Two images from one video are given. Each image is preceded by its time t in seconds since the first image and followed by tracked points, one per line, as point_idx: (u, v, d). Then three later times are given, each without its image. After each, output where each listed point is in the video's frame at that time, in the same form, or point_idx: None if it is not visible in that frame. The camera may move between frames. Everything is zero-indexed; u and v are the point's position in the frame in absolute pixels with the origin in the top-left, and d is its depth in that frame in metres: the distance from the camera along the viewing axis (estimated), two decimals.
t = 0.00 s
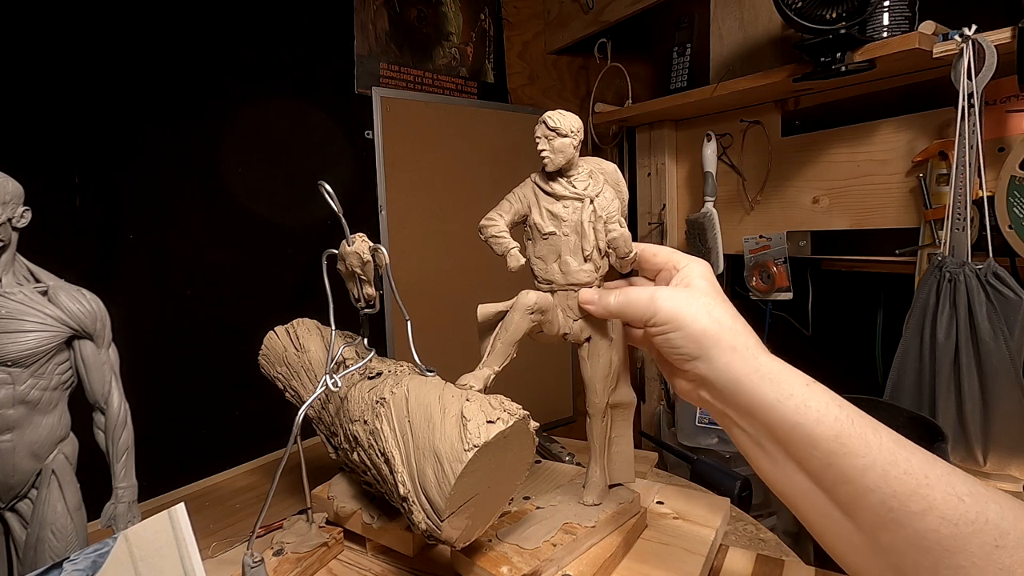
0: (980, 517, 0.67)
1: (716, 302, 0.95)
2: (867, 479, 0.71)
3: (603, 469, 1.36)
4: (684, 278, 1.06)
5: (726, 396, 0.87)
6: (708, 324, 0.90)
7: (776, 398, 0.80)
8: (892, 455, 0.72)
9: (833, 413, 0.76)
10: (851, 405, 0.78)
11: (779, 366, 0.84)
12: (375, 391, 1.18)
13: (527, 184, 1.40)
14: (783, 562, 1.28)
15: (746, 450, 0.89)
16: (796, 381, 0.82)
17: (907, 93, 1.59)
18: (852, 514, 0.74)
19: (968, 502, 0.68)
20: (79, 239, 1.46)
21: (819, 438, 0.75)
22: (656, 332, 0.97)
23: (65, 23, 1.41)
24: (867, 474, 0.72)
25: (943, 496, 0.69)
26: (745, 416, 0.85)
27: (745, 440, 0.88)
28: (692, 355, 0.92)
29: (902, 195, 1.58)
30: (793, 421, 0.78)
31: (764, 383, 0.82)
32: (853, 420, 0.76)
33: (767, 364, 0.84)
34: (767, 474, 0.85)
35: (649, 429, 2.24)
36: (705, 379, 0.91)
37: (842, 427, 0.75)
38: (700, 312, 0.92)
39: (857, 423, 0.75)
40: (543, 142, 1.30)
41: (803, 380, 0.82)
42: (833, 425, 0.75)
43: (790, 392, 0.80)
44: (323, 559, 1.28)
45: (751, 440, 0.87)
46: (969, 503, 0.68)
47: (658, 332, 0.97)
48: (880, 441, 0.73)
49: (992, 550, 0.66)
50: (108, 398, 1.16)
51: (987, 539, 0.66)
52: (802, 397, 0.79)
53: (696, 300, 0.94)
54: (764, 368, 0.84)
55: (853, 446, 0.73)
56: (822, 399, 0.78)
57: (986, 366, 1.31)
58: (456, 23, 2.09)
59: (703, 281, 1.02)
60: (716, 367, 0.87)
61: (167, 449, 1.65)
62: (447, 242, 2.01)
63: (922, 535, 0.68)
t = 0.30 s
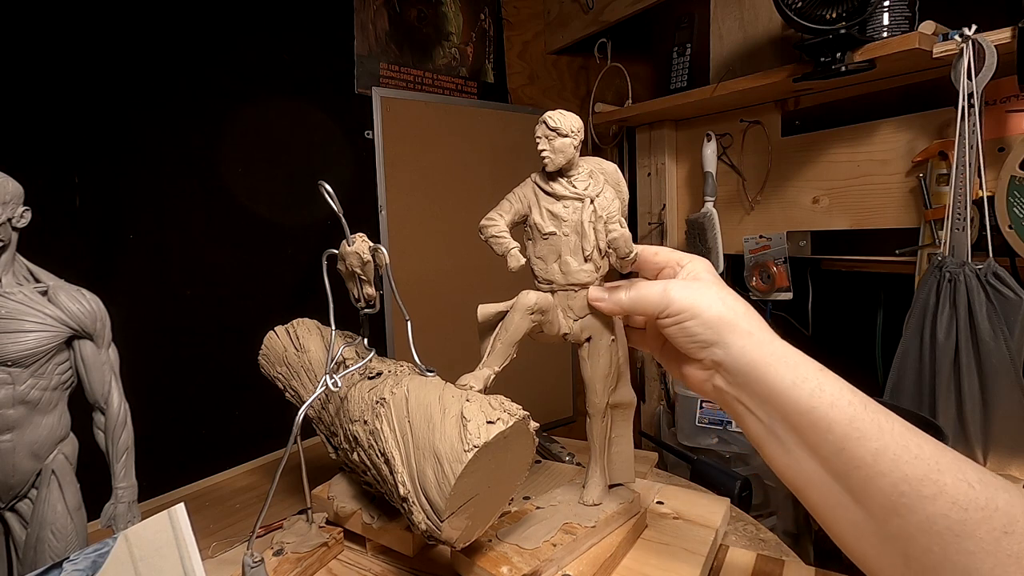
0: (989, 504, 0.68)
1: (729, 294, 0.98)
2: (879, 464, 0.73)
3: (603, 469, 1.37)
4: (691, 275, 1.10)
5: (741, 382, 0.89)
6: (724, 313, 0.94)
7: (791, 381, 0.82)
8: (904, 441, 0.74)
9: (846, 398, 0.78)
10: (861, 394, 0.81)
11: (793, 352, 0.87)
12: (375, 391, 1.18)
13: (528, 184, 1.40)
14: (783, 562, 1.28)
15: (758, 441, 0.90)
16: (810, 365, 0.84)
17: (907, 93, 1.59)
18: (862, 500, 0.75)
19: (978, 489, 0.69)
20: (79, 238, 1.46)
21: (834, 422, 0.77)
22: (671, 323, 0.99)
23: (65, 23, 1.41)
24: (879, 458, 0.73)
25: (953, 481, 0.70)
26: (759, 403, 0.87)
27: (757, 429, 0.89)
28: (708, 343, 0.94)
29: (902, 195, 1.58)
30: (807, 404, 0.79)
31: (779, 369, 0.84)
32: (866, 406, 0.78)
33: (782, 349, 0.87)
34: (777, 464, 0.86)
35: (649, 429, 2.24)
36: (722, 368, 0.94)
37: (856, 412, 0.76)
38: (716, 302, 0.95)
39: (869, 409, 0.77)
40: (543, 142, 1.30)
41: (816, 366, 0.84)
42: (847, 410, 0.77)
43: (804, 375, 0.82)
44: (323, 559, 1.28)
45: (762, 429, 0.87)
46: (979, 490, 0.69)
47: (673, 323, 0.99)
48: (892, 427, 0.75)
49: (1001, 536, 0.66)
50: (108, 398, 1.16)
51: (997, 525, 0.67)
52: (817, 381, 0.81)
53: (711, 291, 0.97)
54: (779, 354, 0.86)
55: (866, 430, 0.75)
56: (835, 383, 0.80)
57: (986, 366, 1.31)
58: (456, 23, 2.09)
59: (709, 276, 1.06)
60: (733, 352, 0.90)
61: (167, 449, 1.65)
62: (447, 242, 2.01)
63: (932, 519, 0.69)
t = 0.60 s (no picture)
0: (1008, 497, 0.69)
1: (753, 291, 0.99)
2: (899, 456, 0.75)
3: (603, 470, 1.37)
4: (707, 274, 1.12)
5: (770, 376, 0.90)
6: (753, 308, 0.95)
7: (819, 375, 0.84)
8: (924, 437, 0.77)
9: (870, 392, 0.81)
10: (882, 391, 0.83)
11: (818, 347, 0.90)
12: (375, 391, 1.18)
13: (528, 184, 1.40)
14: (782, 562, 1.28)
15: (777, 435, 0.91)
16: (835, 361, 0.86)
17: (907, 93, 1.60)
18: (879, 494, 0.76)
19: (998, 483, 0.71)
20: (79, 238, 1.46)
21: (857, 415, 0.79)
22: (698, 320, 0.98)
23: (64, 23, 1.41)
24: (899, 451, 0.75)
25: (972, 475, 0.72)
26: (785, 396, 0.88)
27: (778, 423, 0.90)
28: (737, 337, 0.95)
29: (902, 195, 1.58)
30: (833, 398, 0.81)
31: (807, 363, 0.86)
32: (887, 401, 0.80)
33: (810, 345, 0.89)
34: (795, 458, 0.88)
35: (649, 429, 2.24)
36: (750, 362, 0.94)
37: (879, 407, 0.79)
38: (744, 298, 0.96)
39: (890, 404, 0.80)
40: (543, 142, 1.30)
41: (839, 361, 0.87)
42: (871, 404, 0.79)
43: (830, 370, 0.85)
44: (323, 559, 1.29)
45: (785, 423, 0.89)
46: (998, 484, 0.71)
47: (699, 319, 0.98)
48: (913, 423, 0.78)
49: (1021, 529, 0.67)
50: (108, 398, 1.16)
51: (1015, 518, 0.68)
52: (842, 376, 0.84)
53: (738, 288, 0.98)
54: (806, 349, 0.88)
55: (888, 424, 0.77)
56: (859, 378, 0.83)
57: (986, 366, 1.31)
58: (455, 23, 2.09)
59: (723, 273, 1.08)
60: (765, 346, 0.91)
61: (167, 449, 1.65)
62: (448, 242, 2.01)
63: (952, 512, 0.70)
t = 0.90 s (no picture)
0: (1006, 501, 0.68)
1: (747, 297, 1.01)
2: (895, 461, 0.75)
3: (603, 470, 1.37)
4: (702, 277, 1.13)
5: (765, 383, 0.91)
6: (745, 316, 0.96)
7: (813, 381, 0.85)
8: (920, 441, 0.76)
9: (864, 397, 0.81)
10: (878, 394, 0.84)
11: (811, 352, 0.91)
12: (375, 391, 1.18)
13: (527, 184, 1.40)
14: (782, 562, 1.27)
15: (777, 440, 0.92)
16: (830, 366, 0.87)
17: (907, 93, 1.60)
18: (877, 499, 0.77)
19: (995, 487, 0.70)
20: (79, 239, 1.46)
21: (852, 422, 0.79)
22: (691, 328, 1.01)
23: (64, 23, 1.41)
24: (895, 457, 0.75)
25: (969, 478, 0.71)
26: (781, 403, 0.89)
27: (778, 429, 0.91)
28: (730, 346, 0.96)
29: (902, 195, 1.58)
30: (827, 404, 0.82)
31: (800, 370, 0.87)
32: (883, 406, 0.80)
33: (803, 351, 0.90)
34: (794, 463, 0.89)
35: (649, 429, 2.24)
36: (744, 370, 0.96)
37: (874, 412, 0.79)
38: (735, 307, 0.98)
39: (886, 409, 0.80)
40: (543, 142, 1.30)
41: (835, 365, 0.88)
42: (865, 409, 0.80)
43: (825, 375, 0.86)
44: (323, 559, 1.29)
45: (782, 429, 0.90)
46: (995, 488, 0.70)
47: (693, 328, 1.01)
48: (909, 427, 0.78)
49: (1019, 532, 0.66)
50: (107, 398, 1.16)
51: (1015, 522, 0.67)
52: (836, 381, 0.84)
53: (730, 295, 1.00)
54: (800, 356, 0.89)
55: (883, 429, 0.78)
56: (854, 383, 0.84)
57: (986, 366, 1.31)
58: (456, 23, 2.09)
59: (719, 276, 1.10)
60: (756, 354, 0.92)
61: (167, 449, 1.65)
62: (447, 242, 2.01)
63: (949, 516, 0.70)
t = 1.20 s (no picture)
0: (998, 515, 0.69)
1: (737, 306, 0.98)
2: (885, 476, 0.74)
3: (603, 469, 1.37)
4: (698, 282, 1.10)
5: (748, 394, 0.90)
6: (731, 325, 0.93)
7: (797, 395, 0.83)
8: (910, 455, 0.75)
9: (851, 411, 0.79)
10: (867, 405, 0.82)
11: (799, 364, 0.88)
12: (374, 391, 1.18)
13: (525, 184, 1.39)
14: (782, 562, 1.28)
15: (766, 451, 0.91)
16: (817, 379, 0.85)
17: (907, 93, 1.60)
18: (869, 512, 0.76)
19: (986, 501, 0.71)
20: (79, 239, 1.46)
21: (839, 436, 0.78)
22: (677, 333, 0.99)
23: (64, 23, 1.41)
24: (885, 471, 0.74)
25: (960, 493, 0.71)
26: (766, 413, 0.88)
27: (765, 440, 0.90)
28: (713, 355, 0.94)
29: (902, 195, 1.58)
30: (813, 418, 0.80)
31: (786, 381, 0.85)
32: (872, 418, 0.79)
33: (788, 364, 0.87)
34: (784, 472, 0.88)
35: (649, 429, 2.24)
36: (727, 379, 0.94)
37: (862, 425, 0.78)
38: (721, 314, 0.95)
39: (875, 421, 0.78)
40: (540, 142, 1.30)
41: (822, 378, 0.86)
42: (852, 423, 0.78)
43: (810, 388, 0.83)
44: (323, 558, 1.29)
45: (769, 439, 0.89)
46: (986, 501, 0.71)
47: (679, 334, 0.99)
48: (899, 440, 0.76)
49: (1011, 547, 0.67)
50: (107, 398, 1.16)
51: (1006, 536, 0.68)
52: (822, 394, 0.82)
53: (719, 303, 0.97)
54: (786, 367, 0.87)
55: (872, 443, 0.76)
56: (841, 396, 0.82)
57: (986, 366, 1.31)
58: (455, 23, 2.09)
59: (716, 283, 1.07)
60: (738, 365, 0.90)
61: (167, 449, 1.66)
62: (447, 242, 2.01)
63: (941, 532, 0.70)
